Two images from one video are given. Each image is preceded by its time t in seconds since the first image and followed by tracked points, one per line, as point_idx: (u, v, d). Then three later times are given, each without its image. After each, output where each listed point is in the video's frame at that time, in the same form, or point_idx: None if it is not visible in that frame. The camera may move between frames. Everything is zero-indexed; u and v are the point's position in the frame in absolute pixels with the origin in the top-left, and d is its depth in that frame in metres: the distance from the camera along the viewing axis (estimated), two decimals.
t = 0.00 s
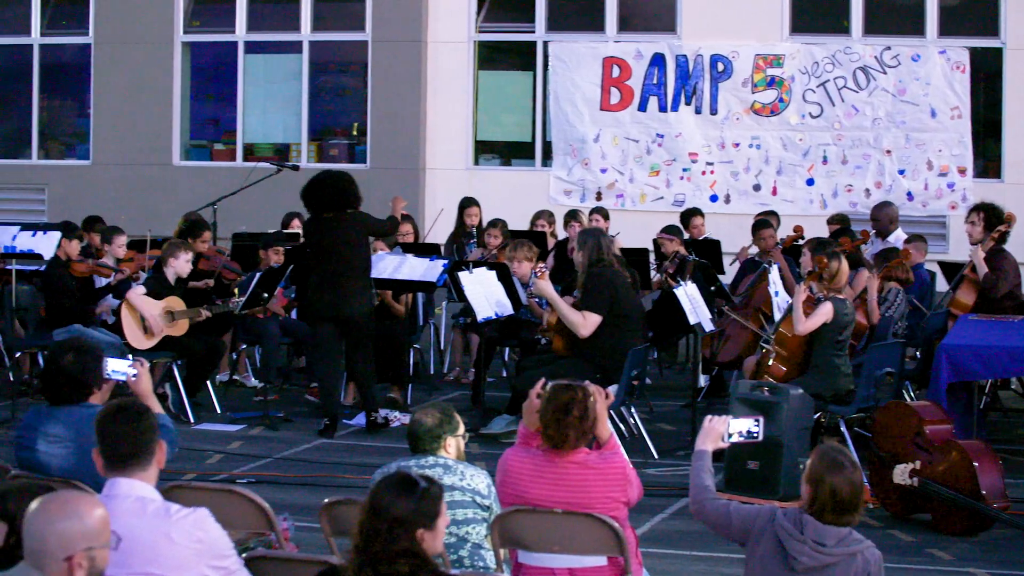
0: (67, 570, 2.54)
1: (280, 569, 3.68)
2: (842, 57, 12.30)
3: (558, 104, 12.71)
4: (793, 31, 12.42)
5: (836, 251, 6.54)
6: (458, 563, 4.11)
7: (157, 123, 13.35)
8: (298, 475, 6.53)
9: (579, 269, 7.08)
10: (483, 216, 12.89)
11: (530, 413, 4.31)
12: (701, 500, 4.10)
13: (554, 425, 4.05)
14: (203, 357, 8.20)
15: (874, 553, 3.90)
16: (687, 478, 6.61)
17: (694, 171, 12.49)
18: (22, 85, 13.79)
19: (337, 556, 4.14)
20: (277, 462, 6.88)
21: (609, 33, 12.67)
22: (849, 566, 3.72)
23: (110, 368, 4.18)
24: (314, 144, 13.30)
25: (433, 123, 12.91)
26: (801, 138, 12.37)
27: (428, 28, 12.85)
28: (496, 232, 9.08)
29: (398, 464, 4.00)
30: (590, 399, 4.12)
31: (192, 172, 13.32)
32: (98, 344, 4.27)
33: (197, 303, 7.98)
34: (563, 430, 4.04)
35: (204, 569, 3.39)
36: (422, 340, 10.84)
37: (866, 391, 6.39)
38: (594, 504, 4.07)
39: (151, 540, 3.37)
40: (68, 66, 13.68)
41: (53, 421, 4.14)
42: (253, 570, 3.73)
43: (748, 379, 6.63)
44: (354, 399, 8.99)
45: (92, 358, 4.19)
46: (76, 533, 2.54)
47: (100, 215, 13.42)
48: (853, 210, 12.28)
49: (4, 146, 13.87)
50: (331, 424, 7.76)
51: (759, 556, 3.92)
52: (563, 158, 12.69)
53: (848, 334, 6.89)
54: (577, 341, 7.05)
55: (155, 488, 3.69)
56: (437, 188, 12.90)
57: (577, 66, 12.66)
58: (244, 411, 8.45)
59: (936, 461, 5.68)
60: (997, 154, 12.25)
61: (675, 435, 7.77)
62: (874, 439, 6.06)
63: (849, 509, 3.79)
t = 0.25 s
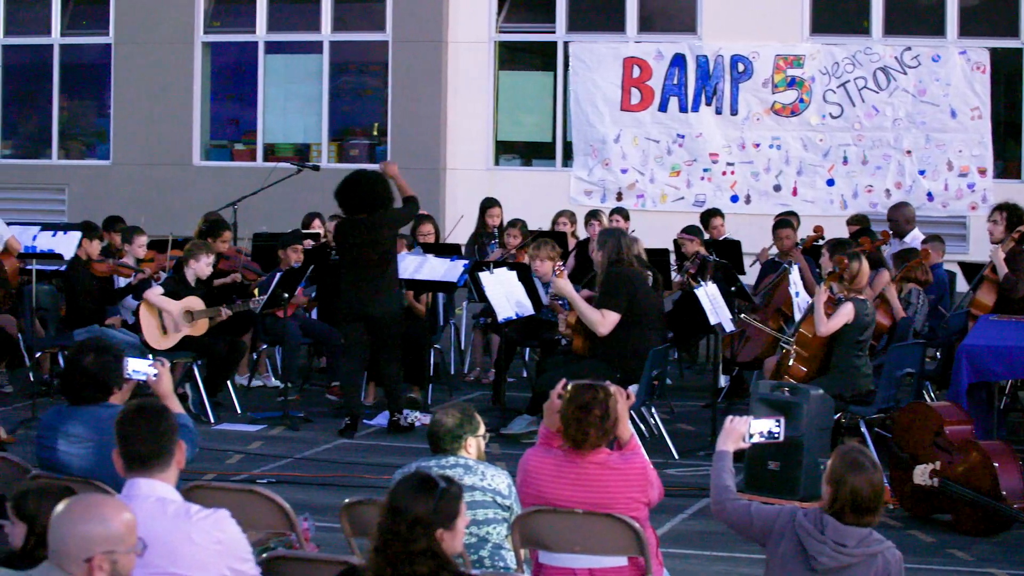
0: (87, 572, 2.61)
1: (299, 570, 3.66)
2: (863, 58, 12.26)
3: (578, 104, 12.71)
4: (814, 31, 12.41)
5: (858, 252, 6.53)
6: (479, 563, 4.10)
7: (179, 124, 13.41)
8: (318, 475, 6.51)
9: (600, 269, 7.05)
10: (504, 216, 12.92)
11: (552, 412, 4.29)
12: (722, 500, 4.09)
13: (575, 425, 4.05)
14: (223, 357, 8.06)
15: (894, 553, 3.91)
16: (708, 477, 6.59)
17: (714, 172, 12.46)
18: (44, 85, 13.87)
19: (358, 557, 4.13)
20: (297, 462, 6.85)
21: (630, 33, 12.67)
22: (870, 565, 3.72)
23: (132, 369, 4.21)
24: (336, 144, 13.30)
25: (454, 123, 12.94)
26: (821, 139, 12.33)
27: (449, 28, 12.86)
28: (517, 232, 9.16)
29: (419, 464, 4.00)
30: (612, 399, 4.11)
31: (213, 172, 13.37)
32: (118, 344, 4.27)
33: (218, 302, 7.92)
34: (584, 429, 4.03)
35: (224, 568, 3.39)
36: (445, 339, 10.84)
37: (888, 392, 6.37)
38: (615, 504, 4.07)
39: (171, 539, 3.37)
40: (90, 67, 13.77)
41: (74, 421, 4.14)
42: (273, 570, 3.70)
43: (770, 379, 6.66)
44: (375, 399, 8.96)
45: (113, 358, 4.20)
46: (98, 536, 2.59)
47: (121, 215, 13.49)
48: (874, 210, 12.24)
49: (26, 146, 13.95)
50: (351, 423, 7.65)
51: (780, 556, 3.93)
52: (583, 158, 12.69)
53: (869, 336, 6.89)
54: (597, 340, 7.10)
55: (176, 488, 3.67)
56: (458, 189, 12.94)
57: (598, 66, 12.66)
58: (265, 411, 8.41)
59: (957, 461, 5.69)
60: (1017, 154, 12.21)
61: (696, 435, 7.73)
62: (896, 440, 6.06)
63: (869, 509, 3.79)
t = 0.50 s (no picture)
0: (105, 570, 2.58)
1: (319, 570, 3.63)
2: (881, 58, 12.30)
3: (597, 105, 12.69)
4: (832, 32, 12.41)
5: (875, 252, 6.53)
6: (497, 564, 4.11)
7: (197, 124, 13.38)
8: (339, 475, 6.49)
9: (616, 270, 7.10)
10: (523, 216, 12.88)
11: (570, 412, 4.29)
12: (739, 499, 4.08)
13: (594, 424, 4.03)
14: (241, 357, 8.02)
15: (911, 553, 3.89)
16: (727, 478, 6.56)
17: (733, 172, 12.47)
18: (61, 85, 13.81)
19: (376, 557, 4.13)
20: (317, 462, 6.82)
21: (648, 33, 12.66)
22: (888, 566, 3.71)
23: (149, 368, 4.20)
24: (354, 144, 13.27)
25: (472, 123, 12.91)
26: (840, 139, 12.35)
27: (468, 29, 12.84)
28: (533, 232, 9.21)
29: (437, 465, 3.99)
30: (631, 399, 4.11)
31: (232, 173, 13.33)
32: (136, 345, 4.26)
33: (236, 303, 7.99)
34: (603, 428, 4.02)
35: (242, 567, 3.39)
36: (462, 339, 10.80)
37: (905, 392, 6.40)
38: (633, 504, 4.06)
39: (190, 540, 3.38)
40: (106, 66, 13.70)
41: (92, 421, 4.14)
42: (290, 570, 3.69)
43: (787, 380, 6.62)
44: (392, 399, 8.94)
45: (130, 357, 4.18)
46: (115, 534, 2.57)
47: (138, 215, 13.44)
48: (892, 210, 12.25)
49: (41, 146, 13.89)
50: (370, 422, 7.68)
51: (799, 556, 3.93)
52: (602, 158, 12.67)
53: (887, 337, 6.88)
54: (616, 341, 7.03)
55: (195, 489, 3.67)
56: (477, 188, 12.89)
57: (616, 67, 12.64)
58: (282, 411, 8.37)
59: (974, 462, 5.72)
60: None
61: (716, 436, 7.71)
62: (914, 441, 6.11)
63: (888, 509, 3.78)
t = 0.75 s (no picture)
0: (122, 566, 2.60)
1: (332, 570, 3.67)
2: (896, 59, 12.31)
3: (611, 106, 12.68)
4: (847, 32, 12.44)
5: (889, 252, 6.51)
6: (512, 564, 4.12)
7: (211, 124, 13.39)
8: (352, 475, 6.48)
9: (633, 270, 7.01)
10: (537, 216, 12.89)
11: (586, 413, 4.29)
12: (755, 500, 4.07)
13: (609, 423, 4.04)
14: (256, 356, 8.03)
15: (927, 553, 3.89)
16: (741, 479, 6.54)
17: (747, 172, 12.46)
18: (75, 84, 13.81)
19: (391, 557, 4.13)
20: (330, 463, 6.81)
21: (663, 34, 12.66)
22: (903, 567, 3.71)
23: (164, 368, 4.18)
24: (369, 144, 13.24)
25: (487, 122, 12.89)
26: (854, 139, 12.35)
27: (482, 29, 12.83)
28: (547, 231, 9.03)
29: (453, 465, 3.99)
30: (646, 398, 4.11)
31: (246, 173, 13.33)
32: (151, 345, 4.26)
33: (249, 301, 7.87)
34: (618, 427, 4.03)
35: (258, 569, 3.36)
36: (477, 339, 10.79)
37: (919, 392, 6.43)
38: (648, 505, 4.06)
39: (205, 540, 3.35)
40: (121, 66, 13.70)
41: (106, 421, 4.14)
42: (306, 570, 3.72)
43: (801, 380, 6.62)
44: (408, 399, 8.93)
45: (146, 358, 4.19)
46: (131, 530, 2.58)
47: (153, 215, 13.44)
48: (906, 211, 12.25)
49: (55, 146, 13.89)
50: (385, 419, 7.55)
51: (813, 558, 3.93)
52: (616, 158, 12.66)
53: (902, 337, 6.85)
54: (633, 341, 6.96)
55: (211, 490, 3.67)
56: (492, 188, 12.87)
57: (631, 67, 12.63)
58: (297, 411, 8.36)
59: (989, 462, 5.72)
60: None
61: (731, 436, 7.70)
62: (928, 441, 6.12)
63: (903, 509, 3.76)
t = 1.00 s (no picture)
0: (145, 564, 2.62)
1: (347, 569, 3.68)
2: (911, 59, 12.22)
3: (626, 106, 12.67)
4: (862, 32, 12.35)
5: (904, 252, 6.57)
6: (527, 564, 4.10)
7: (225, 124, 13.35)
8: (367, 475, 6.47)
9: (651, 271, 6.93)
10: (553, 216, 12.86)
11: (602, 412, 4.30)
12: (770, 499, 4.08)
13: (625, 423, 4.05)
14: (271, 357, 8.00)
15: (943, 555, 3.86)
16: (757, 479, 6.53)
17: (763, 172, 12.42)
18: (91, 85, 13.78)
19: (406, 557, 4.13)
20: (345, 463, 6.80)
21: (678, 35, 12.60)
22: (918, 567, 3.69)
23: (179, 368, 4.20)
24: (384, 144, 13.21)
25: (501, 123, 12.90)
26: (869, 140, 12.28)
27: (497, 29, 12.79)
28: (562, 231, 9.14)
29: (469, 464, 3.99)
30: (663, 399, 4.12)
31: (261, 173, 13.30)
32: (166, 344, 4.26)
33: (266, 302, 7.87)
34: (634, 427, 4.03)
35: (273, 568, 3.35)
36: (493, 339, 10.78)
37: (934, 392, 6.41)
38: (663, 505, 4.06)
39: (220, 539, 3.34)
40: (136, 66, 13.69)
41: (121, 421, 4.14)
42: (321, 570, 3.72)
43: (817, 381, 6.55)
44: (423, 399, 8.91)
45: (161, 358, 4.19)
46: (151, 527, 2.61)
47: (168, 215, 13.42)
48: (921, 211, 12.19)
49: (71, 146, 13.87)
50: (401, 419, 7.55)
51: (829, 557, 3.91)
52: (631, 159, 12.65)
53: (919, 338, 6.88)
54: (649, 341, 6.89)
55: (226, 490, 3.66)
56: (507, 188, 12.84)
57: (646, 67, 12.60)
58: (312, 411, 8.35)
59: (1004, 463, 5.70)
60: None
61: (747, 436, 7.68)
62: (943, 441, 6.12)
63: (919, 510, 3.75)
